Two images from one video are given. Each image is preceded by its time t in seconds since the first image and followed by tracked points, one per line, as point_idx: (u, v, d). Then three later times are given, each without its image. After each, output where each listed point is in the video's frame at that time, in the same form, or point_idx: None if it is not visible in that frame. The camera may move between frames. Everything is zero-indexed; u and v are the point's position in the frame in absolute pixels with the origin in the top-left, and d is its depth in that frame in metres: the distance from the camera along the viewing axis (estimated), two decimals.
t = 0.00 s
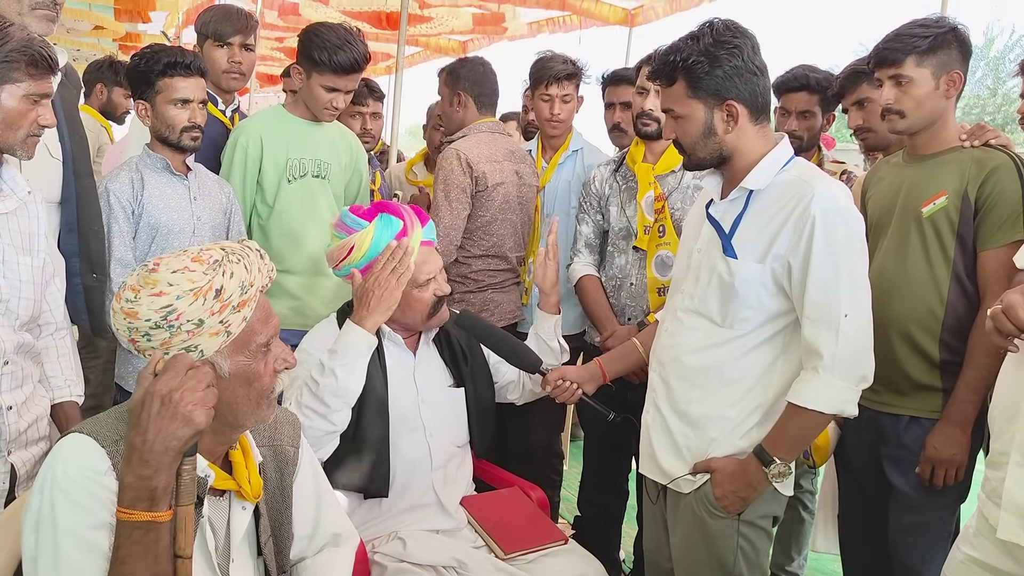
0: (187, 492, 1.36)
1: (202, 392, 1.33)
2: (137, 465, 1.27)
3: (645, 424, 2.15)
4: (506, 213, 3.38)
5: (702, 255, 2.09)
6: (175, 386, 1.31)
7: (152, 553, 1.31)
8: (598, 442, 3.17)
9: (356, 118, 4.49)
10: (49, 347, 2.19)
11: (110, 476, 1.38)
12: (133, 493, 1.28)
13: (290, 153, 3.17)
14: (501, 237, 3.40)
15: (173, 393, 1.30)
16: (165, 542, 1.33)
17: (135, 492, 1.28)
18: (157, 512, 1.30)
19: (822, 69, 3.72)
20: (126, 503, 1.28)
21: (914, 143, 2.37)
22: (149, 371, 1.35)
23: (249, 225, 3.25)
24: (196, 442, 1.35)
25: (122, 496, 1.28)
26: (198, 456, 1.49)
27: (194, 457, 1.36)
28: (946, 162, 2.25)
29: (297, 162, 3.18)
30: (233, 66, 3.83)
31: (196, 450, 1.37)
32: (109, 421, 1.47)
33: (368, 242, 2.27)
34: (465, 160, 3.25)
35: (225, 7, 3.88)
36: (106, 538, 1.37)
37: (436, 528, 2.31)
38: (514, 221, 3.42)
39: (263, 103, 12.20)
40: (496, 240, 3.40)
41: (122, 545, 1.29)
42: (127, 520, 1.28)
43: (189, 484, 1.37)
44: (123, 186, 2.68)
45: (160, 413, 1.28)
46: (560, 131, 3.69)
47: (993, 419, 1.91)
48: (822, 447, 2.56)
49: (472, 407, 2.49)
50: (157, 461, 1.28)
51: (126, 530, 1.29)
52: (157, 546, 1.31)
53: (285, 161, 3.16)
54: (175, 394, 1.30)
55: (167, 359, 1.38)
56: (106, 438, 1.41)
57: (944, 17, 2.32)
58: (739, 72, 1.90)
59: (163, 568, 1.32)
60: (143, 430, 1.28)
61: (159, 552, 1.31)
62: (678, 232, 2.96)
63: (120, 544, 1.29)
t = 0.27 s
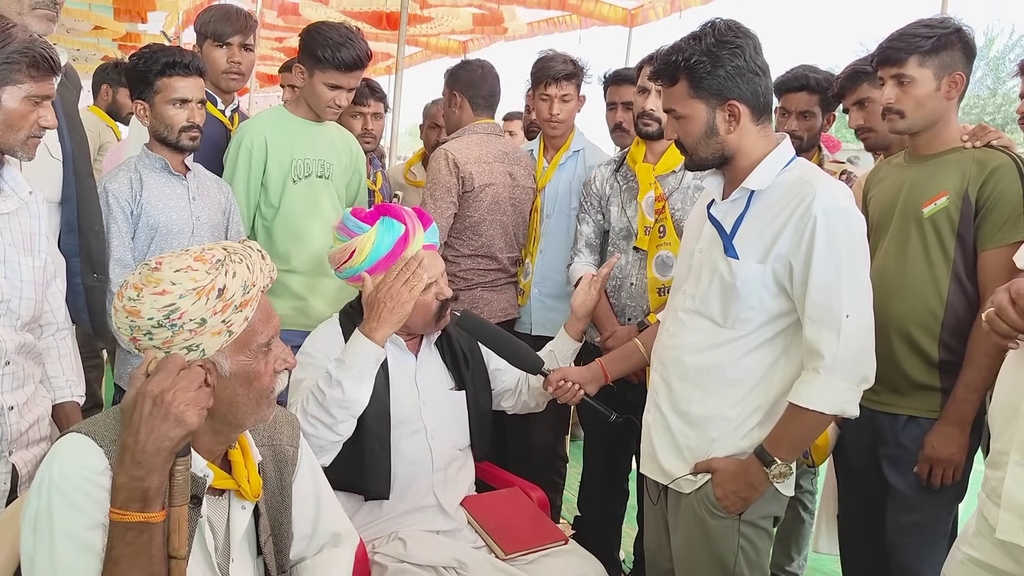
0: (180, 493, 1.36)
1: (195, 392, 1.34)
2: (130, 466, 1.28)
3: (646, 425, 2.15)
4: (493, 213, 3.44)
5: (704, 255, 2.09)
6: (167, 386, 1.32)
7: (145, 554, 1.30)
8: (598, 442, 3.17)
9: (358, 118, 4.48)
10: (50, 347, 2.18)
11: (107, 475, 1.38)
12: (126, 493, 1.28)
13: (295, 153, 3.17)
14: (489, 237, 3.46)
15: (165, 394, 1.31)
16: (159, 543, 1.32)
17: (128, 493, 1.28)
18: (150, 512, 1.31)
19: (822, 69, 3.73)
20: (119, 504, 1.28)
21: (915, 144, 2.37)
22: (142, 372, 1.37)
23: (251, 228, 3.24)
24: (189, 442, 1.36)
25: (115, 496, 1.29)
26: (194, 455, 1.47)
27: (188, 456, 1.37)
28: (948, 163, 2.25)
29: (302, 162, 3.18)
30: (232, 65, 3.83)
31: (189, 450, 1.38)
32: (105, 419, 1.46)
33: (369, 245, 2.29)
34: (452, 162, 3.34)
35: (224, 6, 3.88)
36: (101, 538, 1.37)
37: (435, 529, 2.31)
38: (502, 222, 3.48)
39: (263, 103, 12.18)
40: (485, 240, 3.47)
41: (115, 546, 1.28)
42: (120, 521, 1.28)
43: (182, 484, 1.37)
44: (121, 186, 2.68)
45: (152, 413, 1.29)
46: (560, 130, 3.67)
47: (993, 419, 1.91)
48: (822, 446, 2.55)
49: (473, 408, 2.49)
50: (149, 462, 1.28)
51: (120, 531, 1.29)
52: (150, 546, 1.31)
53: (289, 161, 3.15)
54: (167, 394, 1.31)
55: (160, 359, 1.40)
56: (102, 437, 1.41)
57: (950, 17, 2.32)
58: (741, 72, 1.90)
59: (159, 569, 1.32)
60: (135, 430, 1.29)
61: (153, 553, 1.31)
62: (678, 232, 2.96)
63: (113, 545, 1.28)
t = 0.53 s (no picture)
0: (180, 492, 1.37)
1: (194, 392, 1.35)
2: (128, 466, 1.28)
3: (648, 424, 2.15)
4: (481, 212, 3.54)
5: (705, 255, 2.09)
6: (166, 386, 1.33)
7: (144, 554, 1.30)
8: (599, 442, 3.18)
9: (359, 118, 4.48)
10: (51, 347, 2.19)
11: (106, 475, 1.38)
12: (125, 493, 1.29)
13: (298, 153, 3.17)
14: (477, 235, 3.56)
15: (164, 393, 1.31)
16: (158, 543, 1.33)
17: (127, 493, 1.29)
18: (150, 512, 1.31)
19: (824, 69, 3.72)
20: (118, 503, 1.29)
21: (916, 144, 2.37)
22: (141, 372, 1.37)
23: (254, 229, 3.23)
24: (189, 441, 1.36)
25: (114, 496, 1.29)
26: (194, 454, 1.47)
27: (187, 456, 1.37)
28: (950, 163, 2.25)
29: (305, 161, 3.19)
30: (232, 65, 3.83)
31: (189, 449, 1.38)
32: (105, 419, 1.46)
33: (363, 235, 2.28)
34: (442, 162, 3.47)
35: (224, 6, 3.87)
36: (100, 538, 1.37)
37: (435, 529, 2.31)
38: (490, 222, 3.57)
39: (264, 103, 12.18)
40: (473, 238, 3.57)
41: (114, 546, 1.29)
42: (119, 521, 1.29)
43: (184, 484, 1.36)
44: (120, 186, 2.69)
45: (151, 413, 1.29)
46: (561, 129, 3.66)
47: (993, 418, 1.91)
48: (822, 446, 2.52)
49: (474, 408, 2.49)
50: (147, 462, 1.29)
51: (118, 530, 1.29)
52: (149, 546, 1.31)
53: (292, 161, 3.16)
54: (166, 394, 1.32)
55: (159, 359, 1.41)
56: (102, 436, 1.42)
57: (955, 18, 2.32)
58: (742, 73, 1.90)
59: (159, 569, 1.33)
60: (134, 430, 1.29)
61: (151, 553, 1.31)
62: (679, 231, 2.98)
63: (112, 545, 1.29)
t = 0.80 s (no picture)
0: (178, 491, 1.37)
1: (193, 390, 1.34)
2: (128, 464, 1.28)
3: (650, 423, 2.15)
4: (469, 208, 3.59)
5: (706, 254, 2.09)
6: (165, 384, 1.32)
7: (143, 553, 1.30)
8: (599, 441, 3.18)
9: (360, 117, 4.47)
10: (51, 346, 2.18)
11: (106, 473, 1.38)
12: (125, 492, 1.29)
13: (297, 152, 3.17)
14: (466, 231, 3.62)
15: (164, 391, 1.31)
16: (157, 541, 1.32)
17: (127, 491, 1.29)
18: (149, 511, 1.31)
19: (826, 69, 3.72)
20: (118, 502, 1.28)
21: (918, 144, 2.37)
22: (141, 370, 1.37)
23: (252, 227, 3.23)
24: (188, 440, 1.36)
25: (114, 495, 1.29)
26: (194, 454, 1.46)
27: (185, 455, 1.37)
28: (952, 163, 2.25)
29: (304, 160, 3.18)
30: (231, 65, 3.83)
31: (188, 448, 1.38)
32: (105, 419, 1.46)
33: (348, 214, 2.33)
34: (430, 159, 3.52)
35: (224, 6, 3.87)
36: (100, 537, 1.37)
37: (435, 528, 2.30)
38: (479, 217, 3.61)
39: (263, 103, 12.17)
40: (462, 233, 3.62)
41: (114, 545, 1.28)
42: (118, 519, 1.29)
43: (180, 482, 1.38)
44: (119, 185, 2.69)
45: (151, 412, 1.29)
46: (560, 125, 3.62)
47: (992, 417, 1.91)
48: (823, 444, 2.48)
49: (473, 406, 2.48)
50: (147, 460, 1.28)
51: (118, 529, 1.29)
52: (148, 545, 1.31)
53: (292, 161, 3.15)
54: (166, 392, 1.31)
55: (158, 358, 1.41)
56: (102, 436, 1.41)
57: (958, 18, 2.31)
58: (743, 72, 1.90)
59: (157, 568, 1.32)
60: (134, 429, 1.29)
61: (151, 551, 1.31)
62: (681, 231, 2.96)
63: (111, 544, 1.28)
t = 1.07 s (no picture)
0: (180, 489, 1.36)
1: (195, 389, 1.34)
2: (130, 463, 1.28)
3: (651, 421, 2.15)
4: (462, 203, 3.62)
5: (708, 252, 2.08)
6: (167, 383, 1.32)
7: (145, 550, 1.30)
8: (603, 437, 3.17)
9: (359, 116, 4.47)
10: (51, 345, 2.18)
11: (109, 472, 1.37)
12: (127, 490, 1.29)
13: (295, 152, 3.17)
14: (460, 226, 3.65)
15: (165, 390, 1.31)
16: (159, 539, 1.32)
17: (128, 489, 1.28)
18: (152, 509, 1.31)
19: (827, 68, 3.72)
20: (120, 500, 1.28)
21: (921, 142, 2.37)
22: (142, 369, 1.37)
23: (251, 224, 3.23)
24: (189, 439, 1.36)
25: (116, 493, 1.29)
26: (195, 452, 1.48)
27: (187, 453, 1.37)
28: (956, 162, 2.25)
29: (302, 159, 3.18)
30: (232, 63, 3.82)
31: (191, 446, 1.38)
32: (107, 416, 1.45)
33: (347, 213, 2.35)
34: (423, 157, 3.58)
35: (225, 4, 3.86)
36: (102, 535, 1.37)
37: (436, 527, 2.30)
38: (472, 212, 3.64)
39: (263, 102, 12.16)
40: (455, 228, 3.65)
41: (115, 542, 1.28)
42: (120, 517, 1.29)
43: (182, 481, 1.37)
44: (119, 185, 2.68)
45: (152, 411, 1.29)
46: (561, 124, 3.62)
47: (993, 415, 1.91)
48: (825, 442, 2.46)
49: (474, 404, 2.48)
50: (149, 459, 1.28)
51: (120, 527, 1.29)
52: (150, 543, 1.31)
53: (290, 159, 3.15)
54: (167, 391, 1.31)
55: (160, 357, 1.41)
56: (105, 434, 1.41)
57: (961, 17, 2.31)
58: (746, 70, 1.90)
59: (158, 566, 1.32)
60: (135, 427, 1.29)
61: (152, 549, 1.31)
62: (683, 230, 2.96)
63: (113, 541, 1.28)
